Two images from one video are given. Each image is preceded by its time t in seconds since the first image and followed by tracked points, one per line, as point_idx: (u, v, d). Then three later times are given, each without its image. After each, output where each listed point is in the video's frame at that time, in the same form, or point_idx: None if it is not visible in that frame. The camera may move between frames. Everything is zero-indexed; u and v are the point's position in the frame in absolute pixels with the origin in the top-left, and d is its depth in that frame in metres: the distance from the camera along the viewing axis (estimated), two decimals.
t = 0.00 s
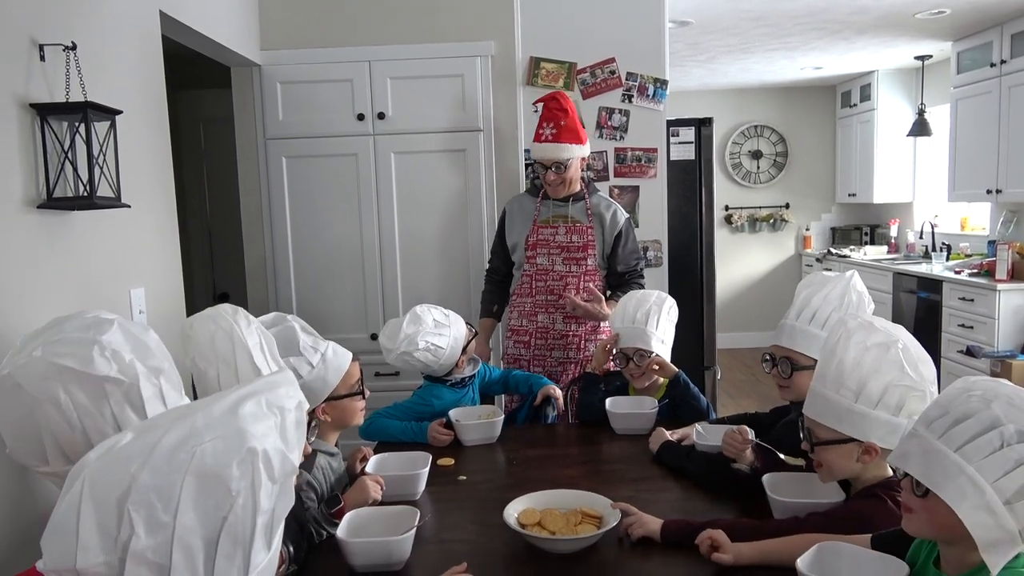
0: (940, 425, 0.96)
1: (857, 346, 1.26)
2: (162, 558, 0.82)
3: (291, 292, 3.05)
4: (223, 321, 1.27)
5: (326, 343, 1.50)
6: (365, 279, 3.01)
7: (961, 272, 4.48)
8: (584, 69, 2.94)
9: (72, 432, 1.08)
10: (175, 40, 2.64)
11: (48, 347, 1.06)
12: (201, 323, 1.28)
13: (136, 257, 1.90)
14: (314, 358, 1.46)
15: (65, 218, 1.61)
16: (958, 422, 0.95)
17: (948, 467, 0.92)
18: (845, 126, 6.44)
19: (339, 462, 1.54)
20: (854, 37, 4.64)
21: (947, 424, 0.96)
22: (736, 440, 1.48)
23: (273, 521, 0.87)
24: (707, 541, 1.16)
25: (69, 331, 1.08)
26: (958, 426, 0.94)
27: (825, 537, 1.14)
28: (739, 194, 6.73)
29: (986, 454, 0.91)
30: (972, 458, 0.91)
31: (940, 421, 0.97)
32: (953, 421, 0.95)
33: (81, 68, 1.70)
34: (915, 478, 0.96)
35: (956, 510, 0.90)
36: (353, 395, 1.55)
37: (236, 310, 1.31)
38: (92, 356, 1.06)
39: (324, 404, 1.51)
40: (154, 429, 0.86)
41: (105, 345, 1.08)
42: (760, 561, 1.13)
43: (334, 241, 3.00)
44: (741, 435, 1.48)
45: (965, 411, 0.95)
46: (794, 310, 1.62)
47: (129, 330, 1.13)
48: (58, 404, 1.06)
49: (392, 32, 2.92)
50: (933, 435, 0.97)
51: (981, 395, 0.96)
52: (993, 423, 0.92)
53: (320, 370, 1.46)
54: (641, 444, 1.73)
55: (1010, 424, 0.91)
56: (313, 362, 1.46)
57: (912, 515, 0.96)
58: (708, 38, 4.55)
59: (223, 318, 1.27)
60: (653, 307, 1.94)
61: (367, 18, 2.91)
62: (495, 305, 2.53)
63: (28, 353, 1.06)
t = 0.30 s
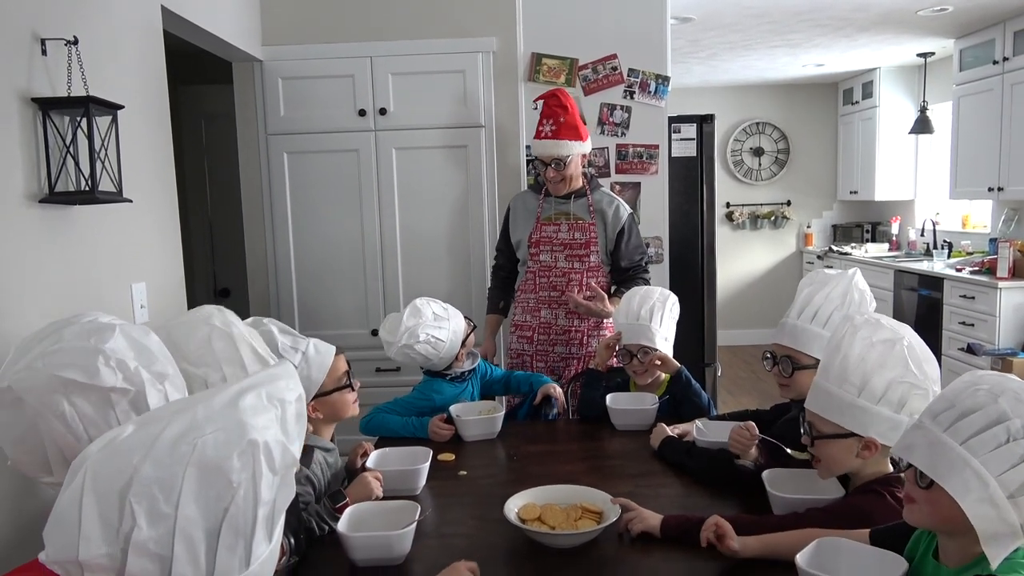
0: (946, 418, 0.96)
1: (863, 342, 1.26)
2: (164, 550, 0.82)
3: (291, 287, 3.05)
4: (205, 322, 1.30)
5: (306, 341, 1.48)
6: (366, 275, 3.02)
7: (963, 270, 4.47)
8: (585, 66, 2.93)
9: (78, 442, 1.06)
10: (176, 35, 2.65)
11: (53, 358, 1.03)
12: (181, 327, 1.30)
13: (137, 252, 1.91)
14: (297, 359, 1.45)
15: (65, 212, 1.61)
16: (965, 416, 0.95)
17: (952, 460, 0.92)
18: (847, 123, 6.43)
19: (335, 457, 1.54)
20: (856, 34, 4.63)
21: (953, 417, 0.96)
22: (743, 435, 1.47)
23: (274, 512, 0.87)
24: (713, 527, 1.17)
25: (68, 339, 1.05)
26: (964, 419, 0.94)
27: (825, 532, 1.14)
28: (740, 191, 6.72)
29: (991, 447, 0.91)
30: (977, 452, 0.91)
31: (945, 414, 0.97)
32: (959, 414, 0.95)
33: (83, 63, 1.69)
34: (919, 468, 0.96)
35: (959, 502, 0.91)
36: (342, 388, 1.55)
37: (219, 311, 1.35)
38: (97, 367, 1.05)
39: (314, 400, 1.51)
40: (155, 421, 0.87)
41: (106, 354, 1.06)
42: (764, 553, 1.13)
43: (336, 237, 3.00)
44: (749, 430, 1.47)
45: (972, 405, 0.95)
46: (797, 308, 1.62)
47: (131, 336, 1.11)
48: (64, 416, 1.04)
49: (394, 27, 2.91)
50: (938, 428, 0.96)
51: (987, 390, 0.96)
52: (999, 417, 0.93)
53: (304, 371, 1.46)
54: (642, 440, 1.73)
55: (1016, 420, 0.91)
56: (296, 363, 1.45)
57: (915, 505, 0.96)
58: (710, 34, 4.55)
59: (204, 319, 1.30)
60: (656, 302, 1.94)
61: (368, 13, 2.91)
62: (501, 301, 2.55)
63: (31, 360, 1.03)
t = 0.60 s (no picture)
0: (941, 415, 0.97)
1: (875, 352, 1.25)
2: (165, 545, 0.83)
3: (290, 283, 3.05)
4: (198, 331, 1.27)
5: (309, 338, 1.50)
6: (364, 271, 3.02)
7: (961, 269, 4.48)
8: (585, 63, 2.93)
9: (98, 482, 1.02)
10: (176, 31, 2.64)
11: (54, 425, 0.95)
12: (172, 347, 1.25)
13: (137, 247, 1.91)
14: (300, 357, 1.46)
15: (65, 207, 1.61)
16: (959, 412, 0.96)
17: (949, 457, 0.93)
18: (846, 122, 6.44)
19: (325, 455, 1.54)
20: (856, 32, 4.63)
21: (948, 414, 0.96)
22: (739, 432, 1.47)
23: (272, 503, 0.88)
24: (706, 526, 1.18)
25: (53, 392, 0.96)
26: (960, 416, 0.95)
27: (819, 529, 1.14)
28: (740, 190, 6.73)
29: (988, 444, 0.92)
30: (973, 447, 0.92)
31: (940, 411, 0.98)
32: (954, 411, 0.96)
33: (83, 58, 1.69)
34: (916, 465, 0.97)
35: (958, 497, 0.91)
36: (341, 391, 1.53)
37: (203, 322, 1.33)
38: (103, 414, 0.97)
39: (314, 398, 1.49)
40: (152, 418, 0.87)
41: (110, 400, 0.98)
42: (759, 551, 1.14)
43: (335, 233, 3.01)
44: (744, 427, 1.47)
45: (965, 402, 0.96)
46: (797, 305, 1.62)
47: (113, 365, 1.02)
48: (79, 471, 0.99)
49: (394, 23, 2.91)
50: (934, 425, 0.97)
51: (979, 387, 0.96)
52: (993, 414, 0.93)
53: (306, 369, 1.47)
54: (640, 437, 1.74)
55: (1010, 415, 0.92)
56: (299, 361, 1.46)
57: (913, 502, 0.97)
58: (710, 33, 4.55)
59: (193, 332, 1.27)
60: (656, 300, 1.95)
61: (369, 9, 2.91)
62: (502, 297, 2.55)
63: (33, 435, 0.95)
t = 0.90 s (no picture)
0: (948, 419, 0.95)
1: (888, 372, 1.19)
2: (172, 544, 0.83)
3: (290, 283, 3.06)
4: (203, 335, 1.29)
5: (330, 350, 1.49)
6: (363, 271, 3.02)
7: (959, 269, 4.49)
8: (585, 64, 2.94)
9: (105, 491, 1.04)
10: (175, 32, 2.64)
11: (62, 444, 0.97)
12: (177, 351, 1.26)
13: (138, 248, 1.92)
14: (323, 369, 1.45)
15: (67, 207, 1.61)
16: (966, 415, 0.94)
17: (966, 464, 0.92)
18: (844, 122, 6.45)
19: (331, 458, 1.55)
20: (854, 33, 4.64)
21: (955, 418, 0.95)
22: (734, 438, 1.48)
23: (276, 503, 0.89)
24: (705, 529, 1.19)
25: (61, 417, 0.98)
26: (967, 419, 0.94)
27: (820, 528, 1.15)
28: (738, 190, 6.73)
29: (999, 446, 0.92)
30: (989, 451, 0.92)
31: (946, 415, 0.96)
32: (960, 415, 0.95)
33: (84, 59, 1.70)
34: (931, 474, 0.94)
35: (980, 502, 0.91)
36: (356, 397, 1.56)
37: (208, 326, 1.34)
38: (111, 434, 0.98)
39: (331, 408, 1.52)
40: (157, 418, 0.87)
41: (116, 419, 0.99)
42: (760, 551, 1.14)
43: (334, 234, 3.01)
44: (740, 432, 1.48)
45: (970, 404, 0.95)
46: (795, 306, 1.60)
47: (116, 382, 1.03)
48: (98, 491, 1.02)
49: (393, 23, 2.91)
50: (943, 431, 0.95)
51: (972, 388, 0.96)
52: (997, 414, 0.93)
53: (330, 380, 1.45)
54: (641, 437, 1.74)
55: (1013, 415, 0.92)
56: (324, 373, 1.44)
57: (924, 509, 0.96)
58: (709, 33, 4.55)
59: (197, 336, 1.29)
60: (657, 300, 1.96)
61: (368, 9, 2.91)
62: (502, 297, 2.56)
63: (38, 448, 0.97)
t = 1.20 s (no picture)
0: (953, 430, 0.94)
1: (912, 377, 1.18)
2: (178, 549, 0.84)
3: (282, 286, 3.05)
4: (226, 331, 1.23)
5: (318, 347, 1.49)
6: (356, 275, 3.02)
7: (946, 274, 4.54)
8: (577, 69, 2.95)
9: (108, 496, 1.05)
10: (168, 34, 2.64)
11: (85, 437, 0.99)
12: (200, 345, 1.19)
13: (132, 252, 1.91)
14: (315, 365, 1.45)
15: (61, 212, 1.61)
16: (964, 421, 0.94)
17: (987, 468, 0.92)
18: (833, 128, 6.51)
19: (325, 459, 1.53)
20: (842, 40, 4.69)
21: (959, 426, 0.94)
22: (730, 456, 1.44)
23: (281, 510, 0.88)
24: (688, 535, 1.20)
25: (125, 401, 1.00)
26: (969, 425, 0.94)
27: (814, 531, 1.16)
28: (728, 195, 6.78)
29: (986, 445, 0.93)
30: (995, 450, 0.93)
31: (950, 426, 0.94)
32: (962, 422, 0.94)
33: (79, 62, 1.69)
34: (959, 488, 0.92)
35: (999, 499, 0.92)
36: (348, 391, 1.56)
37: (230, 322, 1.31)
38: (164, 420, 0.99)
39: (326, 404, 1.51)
40: (167, 424, 0.87)
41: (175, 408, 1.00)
42: (753, 554, 1.15)
43: (327, 237, 3.01)
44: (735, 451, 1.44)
45: (963, 407, 0.95)
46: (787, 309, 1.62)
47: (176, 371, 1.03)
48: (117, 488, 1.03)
49: (386, 27, 2.92)
50: (957, 443, 0.93)
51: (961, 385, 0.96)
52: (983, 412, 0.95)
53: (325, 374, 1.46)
54: (634, 442, 1.75)
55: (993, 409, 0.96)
56: (316, 368, 1.44)
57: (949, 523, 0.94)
58: (700, 39, 4.59)
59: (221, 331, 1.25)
60: (652, 305, 1.97)
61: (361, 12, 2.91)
62: (491, 306, 2.54)
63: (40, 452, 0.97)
